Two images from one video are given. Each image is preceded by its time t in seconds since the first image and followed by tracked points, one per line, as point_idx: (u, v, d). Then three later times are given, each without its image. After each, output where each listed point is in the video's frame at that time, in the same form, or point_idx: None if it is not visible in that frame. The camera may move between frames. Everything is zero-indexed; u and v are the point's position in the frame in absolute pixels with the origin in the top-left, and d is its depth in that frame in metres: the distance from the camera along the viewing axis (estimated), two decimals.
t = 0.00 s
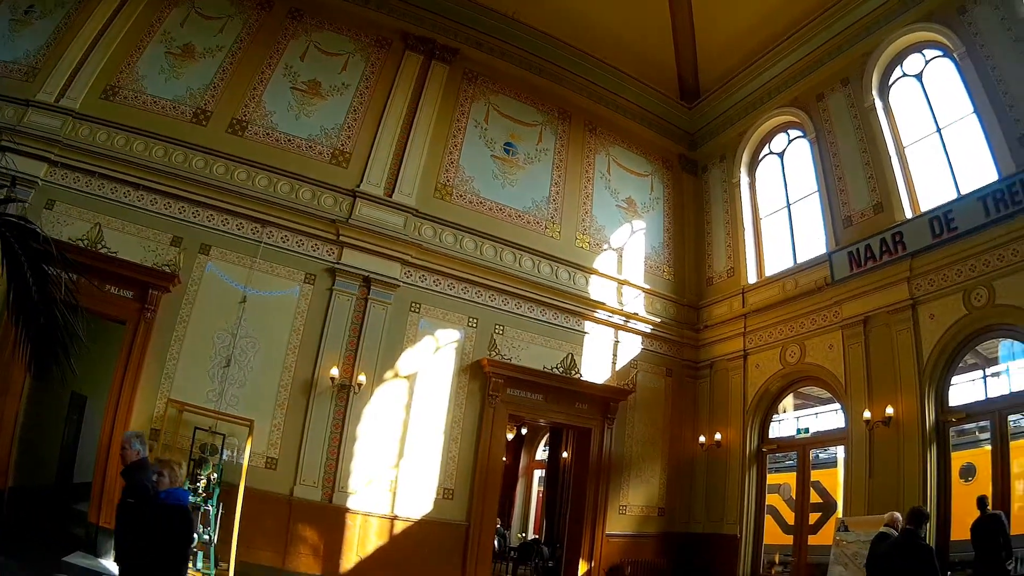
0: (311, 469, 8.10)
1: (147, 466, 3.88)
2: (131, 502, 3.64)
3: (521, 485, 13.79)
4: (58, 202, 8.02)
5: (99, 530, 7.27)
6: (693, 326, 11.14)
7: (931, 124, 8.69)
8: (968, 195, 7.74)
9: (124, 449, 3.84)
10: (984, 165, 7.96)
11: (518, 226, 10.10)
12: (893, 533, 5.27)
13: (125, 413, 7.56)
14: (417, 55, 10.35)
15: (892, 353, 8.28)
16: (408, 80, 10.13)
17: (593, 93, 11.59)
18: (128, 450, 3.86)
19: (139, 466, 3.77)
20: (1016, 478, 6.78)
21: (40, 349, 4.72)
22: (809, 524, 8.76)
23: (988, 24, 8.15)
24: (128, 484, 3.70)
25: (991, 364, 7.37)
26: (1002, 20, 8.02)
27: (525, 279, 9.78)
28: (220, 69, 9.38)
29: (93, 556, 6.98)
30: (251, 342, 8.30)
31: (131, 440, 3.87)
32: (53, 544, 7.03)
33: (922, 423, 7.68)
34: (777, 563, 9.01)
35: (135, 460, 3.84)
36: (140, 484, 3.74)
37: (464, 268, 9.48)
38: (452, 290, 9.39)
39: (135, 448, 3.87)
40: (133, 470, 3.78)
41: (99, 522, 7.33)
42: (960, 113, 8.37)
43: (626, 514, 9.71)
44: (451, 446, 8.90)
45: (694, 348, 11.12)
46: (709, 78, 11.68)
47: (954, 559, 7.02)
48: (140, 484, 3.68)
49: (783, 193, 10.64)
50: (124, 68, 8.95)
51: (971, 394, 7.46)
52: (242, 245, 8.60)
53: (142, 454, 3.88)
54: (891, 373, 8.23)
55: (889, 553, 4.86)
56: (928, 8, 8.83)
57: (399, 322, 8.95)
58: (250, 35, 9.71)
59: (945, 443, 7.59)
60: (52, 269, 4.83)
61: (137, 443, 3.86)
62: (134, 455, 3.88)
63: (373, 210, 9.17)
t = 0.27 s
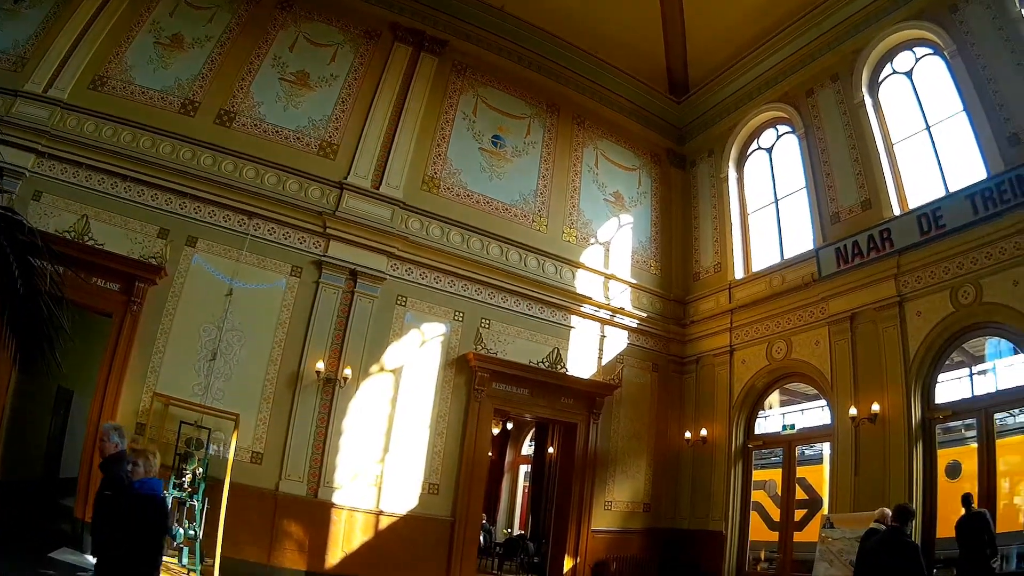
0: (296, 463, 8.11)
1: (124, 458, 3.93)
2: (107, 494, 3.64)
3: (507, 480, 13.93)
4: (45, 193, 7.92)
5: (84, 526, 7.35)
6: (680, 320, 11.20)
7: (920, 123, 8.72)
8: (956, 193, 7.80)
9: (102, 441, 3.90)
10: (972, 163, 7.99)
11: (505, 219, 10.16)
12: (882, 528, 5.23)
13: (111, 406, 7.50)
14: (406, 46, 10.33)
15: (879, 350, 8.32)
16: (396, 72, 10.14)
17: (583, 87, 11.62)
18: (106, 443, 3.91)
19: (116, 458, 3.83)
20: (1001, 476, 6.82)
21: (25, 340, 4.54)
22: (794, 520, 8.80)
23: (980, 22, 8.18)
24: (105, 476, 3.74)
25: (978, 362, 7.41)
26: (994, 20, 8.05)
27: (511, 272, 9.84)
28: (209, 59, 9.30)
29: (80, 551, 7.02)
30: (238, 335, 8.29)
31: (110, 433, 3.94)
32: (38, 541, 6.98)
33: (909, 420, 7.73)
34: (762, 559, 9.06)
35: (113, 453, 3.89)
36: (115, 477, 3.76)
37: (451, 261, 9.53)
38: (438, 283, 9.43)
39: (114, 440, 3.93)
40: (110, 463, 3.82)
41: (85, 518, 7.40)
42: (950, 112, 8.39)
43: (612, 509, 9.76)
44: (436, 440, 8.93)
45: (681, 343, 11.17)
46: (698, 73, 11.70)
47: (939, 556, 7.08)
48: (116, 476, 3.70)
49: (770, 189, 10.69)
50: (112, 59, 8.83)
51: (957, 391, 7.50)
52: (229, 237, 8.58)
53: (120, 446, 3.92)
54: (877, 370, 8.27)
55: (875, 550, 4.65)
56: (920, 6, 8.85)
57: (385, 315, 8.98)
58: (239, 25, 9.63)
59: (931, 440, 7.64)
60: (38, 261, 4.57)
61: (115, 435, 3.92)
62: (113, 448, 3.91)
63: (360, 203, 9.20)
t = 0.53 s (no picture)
0: (280, 460, 8.12)
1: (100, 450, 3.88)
2: (81, 486, 3.64)
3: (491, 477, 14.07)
4: (30, 186, 7.83)
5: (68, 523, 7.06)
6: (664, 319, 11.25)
7: (908, 123, 8.77)
8: (942, 194, 7.87)
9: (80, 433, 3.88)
10: (958, 165, 8.06)
11: (490, 216, 10.20)
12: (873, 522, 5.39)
13: (95, 402, 7.45)
14: (393, 43, 10.37)
15: (864, 350, 8.38)
16: (383, 68, 10.16)
17: (570, 85, 11.67)
18: (84, 434, 3.89)
19: (93, 449, 3.83)
20: (986, 476, 6.87)
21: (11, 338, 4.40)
22: (779, 518, 8.86)
23: (969, 25, 8.24)
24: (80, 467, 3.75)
25: (963, 362, 7.49)
26: (983, 22, 8.12)
27: (496, 270, 9.89)
28: (196, 53, 9.25)
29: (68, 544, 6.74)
30: (222, 331, 8.28)
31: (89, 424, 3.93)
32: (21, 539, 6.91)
33: (893, 419, 7.78)
34: (747, 557, 9.12)
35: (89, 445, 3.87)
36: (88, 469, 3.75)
37: (435, 258, 9.57)
38: (422, 280, 9.47)
39: (91, 432, 3.91)
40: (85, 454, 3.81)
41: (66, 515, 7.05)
42: (937, 113, 8.45)
43: (597, 507, 9.80)
44: (420, 438, 8.97)
45: (665, 341, 11.23)
46: (685, 73, 11.73)
47: (925, 555, 7.14)
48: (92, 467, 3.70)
49: (756, 188, 10.75)
50: (100, 52, 8.74)
51: (942, 392, 7.57)
52: (214, 232, 8.57)
53: (97, 438, 3.88)
54: (861, 370, 8.33)
55: (862, 548, 4.29)
56: (910, 8, 8.91)
57: (369, 311, 9.01)
58: (227, 19, 9.58)
59: (916, 440, 7.70)
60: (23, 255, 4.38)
61: (93, 428, 3.90)
62: (89, 439, 3.90)
63: (346, 199, 9.22)
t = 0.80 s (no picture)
0: (265, 457, 8.12)
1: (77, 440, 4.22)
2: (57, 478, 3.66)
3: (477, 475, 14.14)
4: (16, 180, 7.77)
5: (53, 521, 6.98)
6: (650, 317, 11.31)
7: (897, 124, 8.81)
8: (930, 195, 7.92)
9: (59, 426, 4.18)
10: (946, 165, 8.10)
11: (477, 213, 10.23)
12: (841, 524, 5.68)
13: (80, 398, 7.40)
14: (381, 38, 10.39)
15: (850, 350, 8.42)
16: (371, 64, 10.18)
17: (559, 82, 11.71)
18: (62, 426, 4.21)
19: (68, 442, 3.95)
20: (971, 477, 6.91)
21: None
22: (764, 517, 8.91)
23: (958, 27, 8.28)
24: (60, 460, 3.84)
25: (948, 363, 7.54)
26: (972, 24, 8.15)
27: (481, 267, 9.92)
28: (184, 47, 9.23)
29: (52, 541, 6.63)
30: (207, 327, 8.27)
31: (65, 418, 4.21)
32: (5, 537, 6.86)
33: (879, 419, 7.82)
34: (732, 556, 9.16)
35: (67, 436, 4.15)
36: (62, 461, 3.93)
37: (421, 255, 9.59)
38: (408, 277, 9.49)
39: (69, 425, 4.22)
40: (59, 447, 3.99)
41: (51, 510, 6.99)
42: (925, 114, 8.50)
43: (582, 506, 9.84)
44: (405, 435, 8.99)
45: (651, 339, 11.28)
46: (670, 72, 11.74)
47: (910, 555, 7.18)
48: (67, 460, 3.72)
49: (744, 188, 10.80)
50: (88, 45, 8.67)
51: (928, 392, 7.62)
52: (200, 228, 8.56)
53: (74, 429, 4.23)
54: (847, 370, 8.38)
55: (847, 547, 4.22)
56: (900, 10, 8.96)
57: (355, 308, 9.03)
58: (216, 13, 9.55)
59: (902, 440, 7.75)
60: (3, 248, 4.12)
61: (71, 420, 4.24)
62: (67, 431, 4.22)
63: (332, 195, 9.24)
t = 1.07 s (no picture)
0: (248, 451, 8.14)
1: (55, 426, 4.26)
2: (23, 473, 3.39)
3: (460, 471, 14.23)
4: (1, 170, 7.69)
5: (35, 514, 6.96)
6: (635, 315, 11.37)
7: (885, 127, 8.88)
8: (916, 199, 7.98)
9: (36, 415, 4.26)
10: (934, 169, 8.17)
11: (463, 210, 10.28)
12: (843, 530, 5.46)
13: (64, 391, 7.39)
14: (370, 34, 10.41)
15: (833, 352, 8.48)
16: (359, 59, 10.19)
17: (547, 81, 11.75)
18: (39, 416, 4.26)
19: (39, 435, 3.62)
20: (955, 479, 6.98)
21: None
22: (746, 516, 8.98)
23: (948, 31, 8.34)
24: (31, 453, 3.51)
25: (933, 366, 7.60)
26: (963, 29, 8.21)
27: (467, 263, 9.97)
28: (173, 40, 9.20)
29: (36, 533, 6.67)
30: (192, 320, 8.28)
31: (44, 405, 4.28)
32: None
33: (863, 421, 7.88)
34: (714, 555, 9.21)
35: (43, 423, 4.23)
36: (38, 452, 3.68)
37: (406, 250, 9.63)
38: (393, 272, 9.53)
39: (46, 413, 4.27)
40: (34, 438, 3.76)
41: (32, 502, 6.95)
42: (913, 118, 8.56)
43: (564, 503, 9.89)
44: (388, 430, 9.03)
45: (635, 338, 11.35)
46: (661, 72, 11.83)
47: (892, 556, 7.24)
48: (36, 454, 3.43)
49: (729, 189, 10.87)
50: (77, 36, 8.60)
51: (912, 395, 7.68)
52: (185, 221, 8.56)
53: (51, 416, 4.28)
54: (830, 370, 8.45)
55: (831, 545, 4.31)
56: (890, 14, 9.03)
57: (339, 303, 9.06)
58: (205, 6, 9.54)
59: (884, 442, 7.81)
60: None
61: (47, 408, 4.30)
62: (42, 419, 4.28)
63: (318, 189, 9.27)
